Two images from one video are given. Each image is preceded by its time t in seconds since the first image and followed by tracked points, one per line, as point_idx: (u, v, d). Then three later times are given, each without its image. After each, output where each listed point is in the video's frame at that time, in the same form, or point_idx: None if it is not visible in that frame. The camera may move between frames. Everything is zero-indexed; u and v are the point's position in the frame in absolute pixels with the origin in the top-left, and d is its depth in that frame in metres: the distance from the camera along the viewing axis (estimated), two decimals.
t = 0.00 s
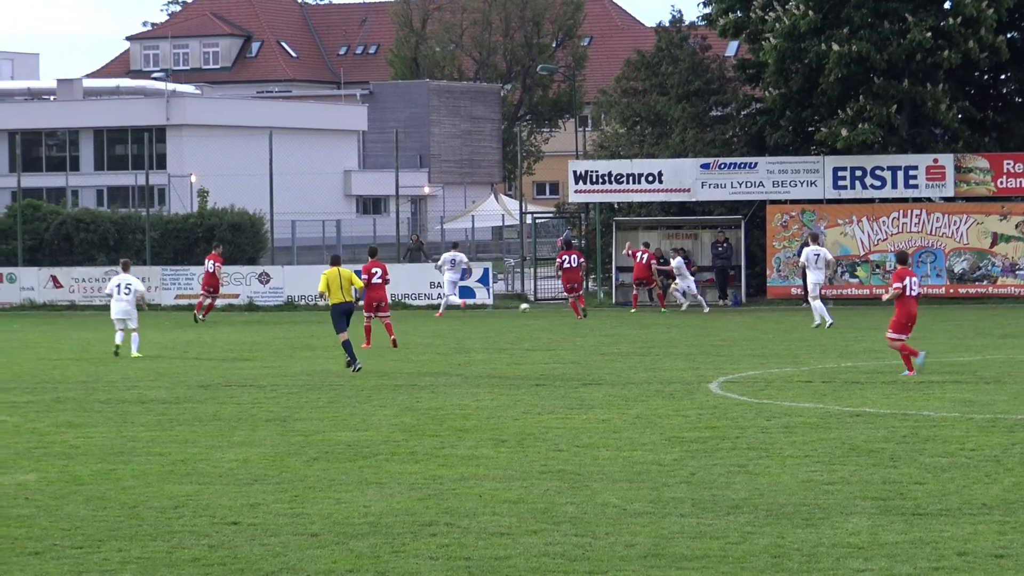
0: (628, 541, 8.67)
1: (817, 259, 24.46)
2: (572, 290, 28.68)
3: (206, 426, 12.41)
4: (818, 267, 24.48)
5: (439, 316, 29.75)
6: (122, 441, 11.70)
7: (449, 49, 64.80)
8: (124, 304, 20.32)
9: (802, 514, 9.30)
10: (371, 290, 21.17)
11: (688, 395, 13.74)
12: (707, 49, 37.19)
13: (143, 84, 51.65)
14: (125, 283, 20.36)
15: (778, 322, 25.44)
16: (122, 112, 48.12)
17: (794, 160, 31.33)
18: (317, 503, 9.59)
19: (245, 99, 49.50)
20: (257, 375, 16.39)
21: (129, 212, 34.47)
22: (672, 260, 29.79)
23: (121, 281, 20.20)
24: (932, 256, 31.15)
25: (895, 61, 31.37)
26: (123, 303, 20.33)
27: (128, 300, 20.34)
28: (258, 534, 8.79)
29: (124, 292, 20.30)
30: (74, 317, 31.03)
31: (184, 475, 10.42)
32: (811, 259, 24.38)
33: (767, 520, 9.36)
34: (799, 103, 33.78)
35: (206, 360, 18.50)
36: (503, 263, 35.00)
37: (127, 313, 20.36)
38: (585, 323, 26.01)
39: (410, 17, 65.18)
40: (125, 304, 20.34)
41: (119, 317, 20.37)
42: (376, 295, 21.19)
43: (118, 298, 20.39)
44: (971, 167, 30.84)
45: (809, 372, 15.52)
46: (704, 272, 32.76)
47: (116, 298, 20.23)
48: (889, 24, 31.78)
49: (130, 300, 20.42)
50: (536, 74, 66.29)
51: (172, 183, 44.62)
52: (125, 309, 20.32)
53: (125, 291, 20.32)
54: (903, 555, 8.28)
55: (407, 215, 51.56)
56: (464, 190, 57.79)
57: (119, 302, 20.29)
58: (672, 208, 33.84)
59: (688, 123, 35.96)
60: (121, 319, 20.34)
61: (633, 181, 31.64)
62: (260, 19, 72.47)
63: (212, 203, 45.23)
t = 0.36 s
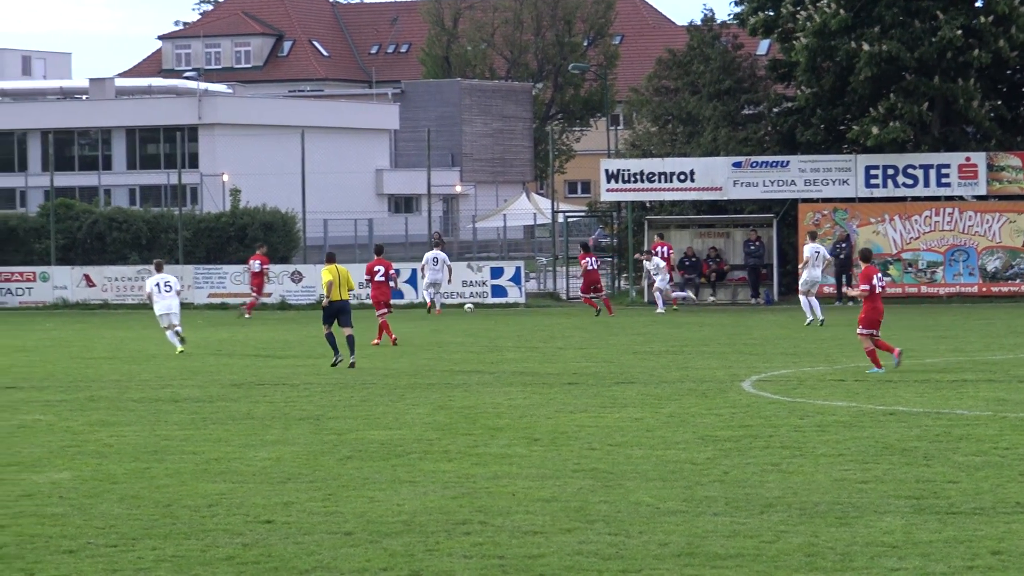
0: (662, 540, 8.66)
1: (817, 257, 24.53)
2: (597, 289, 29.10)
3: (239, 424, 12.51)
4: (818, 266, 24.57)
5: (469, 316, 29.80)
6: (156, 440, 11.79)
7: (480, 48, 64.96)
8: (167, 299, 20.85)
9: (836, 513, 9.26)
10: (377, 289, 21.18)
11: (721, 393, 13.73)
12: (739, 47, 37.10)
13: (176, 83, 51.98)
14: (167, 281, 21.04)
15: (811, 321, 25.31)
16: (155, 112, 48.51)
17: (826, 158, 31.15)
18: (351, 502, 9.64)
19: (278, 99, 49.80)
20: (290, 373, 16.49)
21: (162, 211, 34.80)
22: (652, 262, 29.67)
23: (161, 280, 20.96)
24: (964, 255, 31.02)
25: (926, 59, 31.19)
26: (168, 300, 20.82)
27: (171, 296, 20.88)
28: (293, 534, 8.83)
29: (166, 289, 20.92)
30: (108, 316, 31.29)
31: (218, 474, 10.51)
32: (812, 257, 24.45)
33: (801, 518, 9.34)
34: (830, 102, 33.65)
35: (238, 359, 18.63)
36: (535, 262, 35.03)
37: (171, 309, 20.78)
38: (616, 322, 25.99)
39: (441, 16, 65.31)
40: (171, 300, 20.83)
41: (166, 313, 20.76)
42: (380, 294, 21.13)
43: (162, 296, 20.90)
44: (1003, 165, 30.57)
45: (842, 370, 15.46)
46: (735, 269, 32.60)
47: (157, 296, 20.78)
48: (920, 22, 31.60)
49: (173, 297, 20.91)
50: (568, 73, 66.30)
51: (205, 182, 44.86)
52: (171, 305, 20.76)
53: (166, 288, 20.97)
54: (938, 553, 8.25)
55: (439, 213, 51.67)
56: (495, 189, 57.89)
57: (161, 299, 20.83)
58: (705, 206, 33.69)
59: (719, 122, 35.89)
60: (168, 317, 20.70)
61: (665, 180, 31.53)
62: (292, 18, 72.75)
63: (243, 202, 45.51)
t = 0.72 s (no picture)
0: (711, 543, 8.69)
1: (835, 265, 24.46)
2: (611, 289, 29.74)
3: (290, 426, 12.69)
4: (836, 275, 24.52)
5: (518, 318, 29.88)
6: (209, 442, 11.99)
7: (529, 50, 65.07)
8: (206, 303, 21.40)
9: (887, 516, 9.25)
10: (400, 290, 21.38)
11: (771, 396, 13.72)
12: (787, 50, 36.94)
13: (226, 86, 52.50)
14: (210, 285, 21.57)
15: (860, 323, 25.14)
16: (205, 116, 49.05)
17: (876, 161, 30.95)
18: (402, 504, 9.76)
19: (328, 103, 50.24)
20: (340, 375, 16.67)
21: (211, 214, 35.18)
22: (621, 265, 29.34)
23: (202, 283, 21.47)
24: (1015, 257, 30.65)
25: (977, 62, 30.93)
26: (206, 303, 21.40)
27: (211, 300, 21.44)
28: (343, 535, 8.96)
29: (205, 293, 21.44)
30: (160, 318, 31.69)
31: (269, 476, 10.67)
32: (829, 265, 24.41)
33: (850, 521, 9.33)
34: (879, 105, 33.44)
35: (288, 361, 18.85)
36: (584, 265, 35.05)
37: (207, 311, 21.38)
38: (664, 325, 25.95)
39: (491, 18, 65.58)
40: (210, 303, 21.42)
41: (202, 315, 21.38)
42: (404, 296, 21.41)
43: (200, 298, 21.44)
44: None
45: (893, 373, 15.39)
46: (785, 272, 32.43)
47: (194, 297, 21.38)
48: (971, 24, 31.35)
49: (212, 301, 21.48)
50: (617, 76, 66.31)
51: (255, 185, 45.26)
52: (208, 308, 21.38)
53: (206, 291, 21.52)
54: (990, 557, 8.23)
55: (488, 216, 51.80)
56: (544, 191, 57.96)
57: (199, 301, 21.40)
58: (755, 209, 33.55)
59: (768, 124, 35.76)
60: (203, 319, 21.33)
61: (713, 182, 31.42)
62: (342, 22, 73.20)
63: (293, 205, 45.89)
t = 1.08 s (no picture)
0: (768, 547, 8.75)
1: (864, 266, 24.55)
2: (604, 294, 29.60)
3: (347, 428, 12.91)
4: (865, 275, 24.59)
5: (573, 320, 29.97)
6: (267, 444, 12.23)
7: (586, 53, 65.17)
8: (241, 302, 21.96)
9: (945, 520, 9.25)
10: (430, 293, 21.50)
11: (829, 399, 13.73)
12: (845, 53, 36.72)
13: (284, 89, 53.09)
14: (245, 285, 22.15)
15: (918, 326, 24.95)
16: (263, 119, 49.66)
17: (934, 164, 30.73)
18: (460, 506, 9.92)
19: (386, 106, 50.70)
20: (396, 377, 16.90)
21: (269, 216, 35.62)
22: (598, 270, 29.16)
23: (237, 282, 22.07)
24: None
25: None
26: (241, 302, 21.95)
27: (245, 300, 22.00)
28: (401, 537, 9.12)
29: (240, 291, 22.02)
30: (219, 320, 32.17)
31: (327, 478, 10.88)
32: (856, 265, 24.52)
33: (907, 525, 9.35)
34: (938, 107, 33.17)
35: (345, 363, 19.11)
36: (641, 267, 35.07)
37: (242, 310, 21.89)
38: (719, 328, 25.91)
39: (548, 21, 65.88)
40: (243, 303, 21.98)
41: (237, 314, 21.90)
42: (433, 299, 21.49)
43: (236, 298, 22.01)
44: None
45: (951, 377, 15.33)
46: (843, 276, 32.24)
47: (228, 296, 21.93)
48: None
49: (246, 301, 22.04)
50: (674, 79, 66.23)
51: (312, 187, 45.72)
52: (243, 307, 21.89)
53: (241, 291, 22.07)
54: None
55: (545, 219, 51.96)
56: (601, 195, 58.01)
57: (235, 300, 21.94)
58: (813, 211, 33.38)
59: (826, 127, 35.58)
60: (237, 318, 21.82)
61: (770, 185, 31.32)
62: (400, 24, 73.68)
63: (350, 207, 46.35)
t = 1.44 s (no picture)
0: (828, 553, 8.79)
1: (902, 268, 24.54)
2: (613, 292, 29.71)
3: (407, 432, 13.10)
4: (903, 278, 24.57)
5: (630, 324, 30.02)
6: (327, 447, 12.46)
7: (645, 56, 65.14)
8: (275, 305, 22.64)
9: (1006, 526, 9.23)
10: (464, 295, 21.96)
11: (889, 404, 13.69)
12: (906, 56, 36.36)
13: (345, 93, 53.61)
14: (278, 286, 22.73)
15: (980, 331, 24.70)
16: (323, 123, 50.18)
17: (996, 168, 30.44)
18: (519, 509, 10.06)
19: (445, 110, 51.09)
20: (454, 381, 17.09)
21: (328, 219, 36.00)
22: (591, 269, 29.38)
23: (270, 284, 22.61)
24: None
25: None
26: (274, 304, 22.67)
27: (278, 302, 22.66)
28: (461, 540, 9.27)
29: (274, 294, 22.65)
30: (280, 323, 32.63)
31: (386, 481, 11.08)
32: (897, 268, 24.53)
33: (969, 530, 9.34)
34: (1001, 111, 32.76)
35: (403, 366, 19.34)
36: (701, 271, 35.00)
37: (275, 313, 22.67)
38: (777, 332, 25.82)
39: (608, 25, 66.01)
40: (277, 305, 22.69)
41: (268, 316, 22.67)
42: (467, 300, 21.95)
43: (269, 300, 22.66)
44: None
45: (1014, 382, 15.20)
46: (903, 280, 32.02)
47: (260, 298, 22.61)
48: None
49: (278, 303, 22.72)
50: (734, 83, 65.99)
51: (372, 190, 46.17)
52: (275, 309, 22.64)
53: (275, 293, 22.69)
54: None
55: (604, 222, 52.04)
56: (659, 198, 58.00)
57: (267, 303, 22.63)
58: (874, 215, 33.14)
59: (886, 131, 35.28)
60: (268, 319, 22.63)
61: (830, 190, 31.12)
62: (460, 28, 74.04)
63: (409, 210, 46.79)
